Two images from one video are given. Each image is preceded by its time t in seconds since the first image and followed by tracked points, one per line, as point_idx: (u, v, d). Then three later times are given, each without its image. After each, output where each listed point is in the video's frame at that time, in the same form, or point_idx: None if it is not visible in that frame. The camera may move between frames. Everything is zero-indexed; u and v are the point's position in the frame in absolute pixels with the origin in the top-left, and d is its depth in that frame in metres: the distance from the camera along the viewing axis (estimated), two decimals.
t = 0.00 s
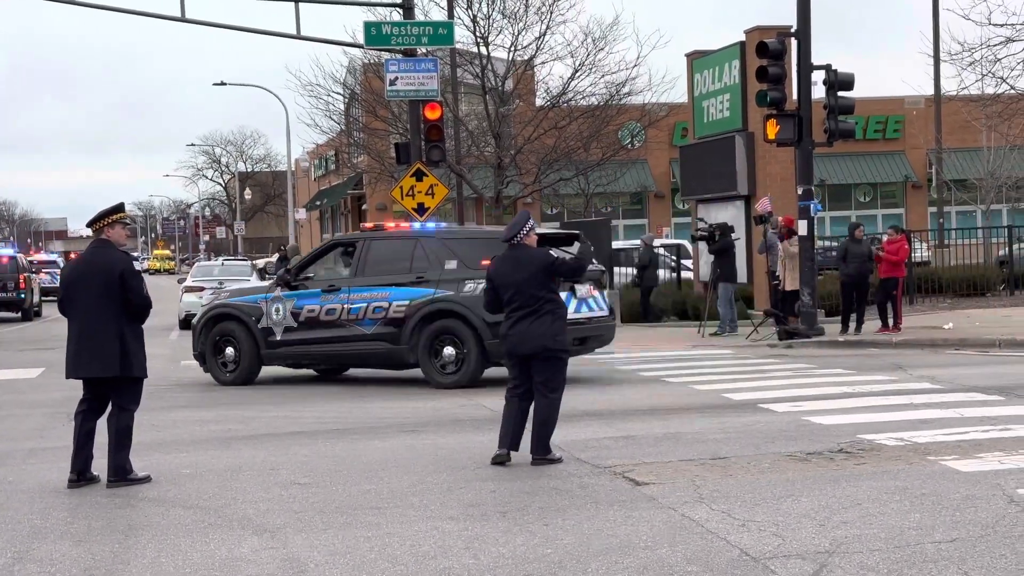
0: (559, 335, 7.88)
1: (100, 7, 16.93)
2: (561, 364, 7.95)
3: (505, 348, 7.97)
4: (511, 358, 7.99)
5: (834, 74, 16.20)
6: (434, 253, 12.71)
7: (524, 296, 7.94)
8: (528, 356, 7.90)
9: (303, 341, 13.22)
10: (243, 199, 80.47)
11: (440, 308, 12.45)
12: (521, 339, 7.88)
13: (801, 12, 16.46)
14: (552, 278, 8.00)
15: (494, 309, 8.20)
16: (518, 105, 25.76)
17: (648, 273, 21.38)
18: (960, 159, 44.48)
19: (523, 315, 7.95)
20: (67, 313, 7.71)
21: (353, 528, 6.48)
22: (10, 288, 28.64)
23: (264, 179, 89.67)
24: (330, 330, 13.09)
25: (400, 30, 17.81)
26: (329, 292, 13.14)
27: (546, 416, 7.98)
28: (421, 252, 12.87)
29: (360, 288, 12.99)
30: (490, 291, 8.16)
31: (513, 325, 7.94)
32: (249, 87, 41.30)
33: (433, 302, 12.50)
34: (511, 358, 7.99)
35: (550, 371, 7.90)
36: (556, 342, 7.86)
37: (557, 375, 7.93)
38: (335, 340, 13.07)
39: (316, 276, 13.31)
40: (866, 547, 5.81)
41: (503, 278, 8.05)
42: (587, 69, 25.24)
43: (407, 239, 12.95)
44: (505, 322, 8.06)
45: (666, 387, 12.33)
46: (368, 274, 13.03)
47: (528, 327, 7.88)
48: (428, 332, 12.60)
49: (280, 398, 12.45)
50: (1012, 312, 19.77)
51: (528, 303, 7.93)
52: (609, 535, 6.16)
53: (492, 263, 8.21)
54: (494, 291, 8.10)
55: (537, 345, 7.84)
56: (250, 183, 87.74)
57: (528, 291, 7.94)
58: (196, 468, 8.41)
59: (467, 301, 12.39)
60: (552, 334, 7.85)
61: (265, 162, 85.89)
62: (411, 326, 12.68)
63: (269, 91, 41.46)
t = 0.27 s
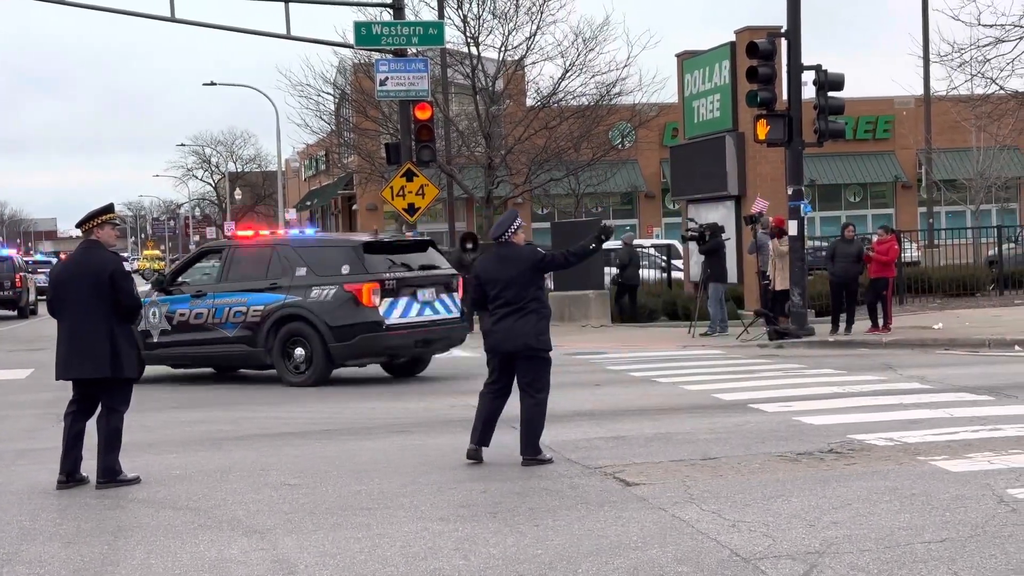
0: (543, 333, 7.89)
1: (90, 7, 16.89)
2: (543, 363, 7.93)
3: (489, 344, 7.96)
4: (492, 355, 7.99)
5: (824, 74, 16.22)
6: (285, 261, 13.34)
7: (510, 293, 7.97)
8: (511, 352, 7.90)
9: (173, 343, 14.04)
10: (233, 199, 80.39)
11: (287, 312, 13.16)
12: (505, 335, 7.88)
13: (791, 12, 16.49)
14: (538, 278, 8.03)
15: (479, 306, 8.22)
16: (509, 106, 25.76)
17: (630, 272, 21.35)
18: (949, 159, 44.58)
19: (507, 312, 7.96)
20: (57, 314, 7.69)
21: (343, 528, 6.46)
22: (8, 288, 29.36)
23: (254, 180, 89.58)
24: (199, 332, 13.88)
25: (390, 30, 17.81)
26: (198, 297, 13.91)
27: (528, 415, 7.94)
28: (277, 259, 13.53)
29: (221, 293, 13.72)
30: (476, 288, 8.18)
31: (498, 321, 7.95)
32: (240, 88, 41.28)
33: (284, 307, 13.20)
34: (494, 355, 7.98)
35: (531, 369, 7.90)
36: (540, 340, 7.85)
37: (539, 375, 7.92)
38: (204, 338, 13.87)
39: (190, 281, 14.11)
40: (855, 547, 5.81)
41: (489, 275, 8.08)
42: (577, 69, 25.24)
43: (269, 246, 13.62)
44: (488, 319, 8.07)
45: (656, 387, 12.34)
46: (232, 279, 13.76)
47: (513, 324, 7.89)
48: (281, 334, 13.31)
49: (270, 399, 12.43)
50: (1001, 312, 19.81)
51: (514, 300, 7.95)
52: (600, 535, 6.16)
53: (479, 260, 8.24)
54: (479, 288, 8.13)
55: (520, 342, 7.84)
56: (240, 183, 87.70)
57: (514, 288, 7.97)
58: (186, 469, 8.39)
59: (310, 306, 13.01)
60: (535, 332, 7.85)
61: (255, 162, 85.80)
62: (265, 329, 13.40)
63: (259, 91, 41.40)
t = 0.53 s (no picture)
0: (513, 338, 7.92)
1: (79, 6, 16.85)
2: (513, 366, 7.97)
3: (459, 346, 8.01)
4: (463, 356, 8.04)
5: (814, 74, 16.24)
6: (164, 264, 13.80)
7: (479, 297, 7.96)
8: (480, 356, 7.95)
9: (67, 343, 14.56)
10: (223, 198, 80.31)
11: (163, 313, 13.60)
12: (474, 339, 7.93)
13: (781, 12, 16.51)
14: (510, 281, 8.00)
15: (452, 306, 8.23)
16: (498, 105, 25.76)
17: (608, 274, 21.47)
18: (938, 159, 44.53)
19: (477, 315, 7.98)
20: (46, 314, 7.68)
21: (332, 529, 6.46)
22: None
23: (245, 179, 89.47)
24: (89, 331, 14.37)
25: (379, 29, 17.79)
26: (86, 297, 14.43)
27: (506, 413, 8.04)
28: (158, 262, 14.00)
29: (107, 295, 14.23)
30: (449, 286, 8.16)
31: (468, 325, 7.98)
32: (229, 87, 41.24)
33: (160, 308, 13.66)
34: (464, 356, 8.04)
35: (501, 373, 7.94)
36: (509, 346, 7.89)
37: (509, 378, 7.97)
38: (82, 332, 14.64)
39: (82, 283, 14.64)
40: (845, 546, 5.82)
41: (460, 277, 8.06)
42: (567, 69, 25.25)
43: (153, 249, 14.12)
44: (460, 321, 8.10)
45: (646, 387, 12.34)
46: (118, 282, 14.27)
47: (482, 329, 7.92)
48: (160, 334, 13.76)
49: (259, 399, 12.42)
50: (991, 311, 19.86)
51: (484, 304, 7.95)
52: (590, 535, 6.16)
53: (452, 260, 8.22)
54: (450, 288, 8.11)
55: (489, 347, 7.88)
56: (230, 183, 87.65)
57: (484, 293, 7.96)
58: (175, 469, 8.38)
59: (185, 307, 13.47)
60: (504, 338, 7.89)
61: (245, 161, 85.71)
62: (146, 329, 13.86)
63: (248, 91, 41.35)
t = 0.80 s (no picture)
0: (480, 333, 7.91)
1: (68, 5, 16.81)
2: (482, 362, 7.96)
3: (426, 343, 7.99)
4: (432, 354, 8.02)
5: (804, 72, 16.25)
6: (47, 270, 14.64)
7: (447, 293, 7.99)
8: (447, 353, 7.93)
9: None
10: (213, 198, 80.22)
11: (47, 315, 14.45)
12: (441, 335, 7.91)
13: (770, 11, 16.52)
14: (477, 277, 8.04)
15: (420, 306, 8.24)
16: (489, 105, 25.76)
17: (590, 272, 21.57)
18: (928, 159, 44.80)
19: (445, 312, 7.98)
20: (35, 314, 7.66)
21: (323, 528, 6.45)
22: None
23: (235, 178, 89.36)
24: None
25: (370, 28, 17.77)
26: None
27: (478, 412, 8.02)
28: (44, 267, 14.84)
29: None
30: (417, 286, 8.20)
31: (435, 321, 7.98)
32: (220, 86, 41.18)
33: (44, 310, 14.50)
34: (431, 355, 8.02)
35: (470, 368, 7.92)
36: (477, 340, 7.88)
37: (478, 373, 7.94)
38: (22, 334, 16.24)
39: None
40: (835, 544, 5.82)
41: (428, 275, 8.09)
42: (558, 68, 25.25)
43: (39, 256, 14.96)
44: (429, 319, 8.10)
45: (636, 386, 12.34)
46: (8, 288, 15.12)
47: (448, 325, 7.91)
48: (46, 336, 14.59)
49: (249, 398, 12.40)
50: (981, 310, 19.89)
51: (451, 300, 7.97)
52: (581, 534, 6.16)
53: (419, 260, 8.26)
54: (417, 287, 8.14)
55: (457, 342, 7.87)
56: (220, 183, 87.56)
57: (452, 288, 7.99)
58: (165, 469, 8.36)
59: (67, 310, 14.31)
60: (472, 332, 7.88)
61: (236, 161, 85.62)
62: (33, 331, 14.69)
63: (238, 90, 41.30)
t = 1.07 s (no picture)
0: (469, 335, 7.91)
1: (62, 5, 16.79)
2: (469, 364, 7.95)
3: (413, 344, 7.96)
4: (419, 355, 7.98)
5: (798, 72, 16.27)
6: None
7: (436, 294, 7.96)
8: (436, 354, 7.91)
9: None
10: (207, 198, 80.18)
11: None
12: (430, 337, 7.88)
13: (765, 11, 16.53)
14: (465, 279, 8.05)
15: (405, 307, 8.20)
16: (484, 105, 25.75)
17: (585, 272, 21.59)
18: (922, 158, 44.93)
19: (433, 313, 7.96)
20: (30, 314, 7.64)
21: (318, 529, 6.44)
22: None
23: (229, 178, 89.31)
24: None
25: (365, 28, 17.77)
26: None
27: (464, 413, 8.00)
28: None
29: None
30: (401, 287, 8.16)
31: (423, 322, 7.95)
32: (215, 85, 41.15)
33: None
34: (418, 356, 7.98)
35: (458, 369, 7.91)
36: (466, 341, 7.87)
37: (465, 375, 7.93)
38: None
39: None
40: (831, 544, 5.83)
41: (415, 276, 8.06)
42: (553, 68, 25.25)
43: None
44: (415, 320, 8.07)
45: (632, 386, 12.34)
46: None
47: (438, 325, 7.89)
48: None
49: (244, 398, 12.40)
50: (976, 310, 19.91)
51: (440, 300, 7.95)
52: (578, 534, 6.16)
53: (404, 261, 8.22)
54: (403, 287, 8.09)
55: (446, 343, 7.84)
56: (215, 183, 87.49)
57: (440, 289, 7.97)
58: (160, 469, 8.35)
59: None
60: (461, 333, 7.87)
61: (230, 161, 85.56)
62: None
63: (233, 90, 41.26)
